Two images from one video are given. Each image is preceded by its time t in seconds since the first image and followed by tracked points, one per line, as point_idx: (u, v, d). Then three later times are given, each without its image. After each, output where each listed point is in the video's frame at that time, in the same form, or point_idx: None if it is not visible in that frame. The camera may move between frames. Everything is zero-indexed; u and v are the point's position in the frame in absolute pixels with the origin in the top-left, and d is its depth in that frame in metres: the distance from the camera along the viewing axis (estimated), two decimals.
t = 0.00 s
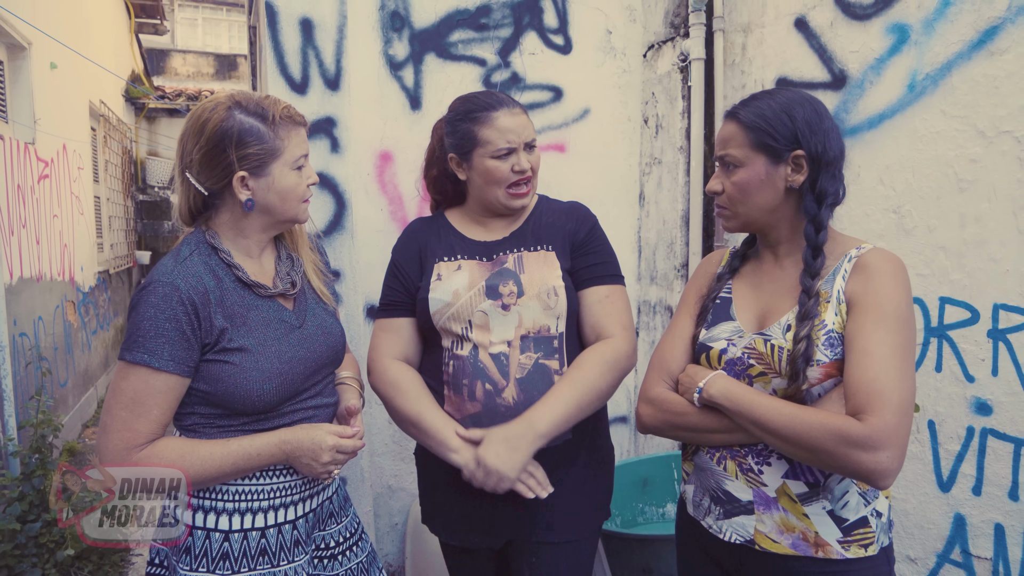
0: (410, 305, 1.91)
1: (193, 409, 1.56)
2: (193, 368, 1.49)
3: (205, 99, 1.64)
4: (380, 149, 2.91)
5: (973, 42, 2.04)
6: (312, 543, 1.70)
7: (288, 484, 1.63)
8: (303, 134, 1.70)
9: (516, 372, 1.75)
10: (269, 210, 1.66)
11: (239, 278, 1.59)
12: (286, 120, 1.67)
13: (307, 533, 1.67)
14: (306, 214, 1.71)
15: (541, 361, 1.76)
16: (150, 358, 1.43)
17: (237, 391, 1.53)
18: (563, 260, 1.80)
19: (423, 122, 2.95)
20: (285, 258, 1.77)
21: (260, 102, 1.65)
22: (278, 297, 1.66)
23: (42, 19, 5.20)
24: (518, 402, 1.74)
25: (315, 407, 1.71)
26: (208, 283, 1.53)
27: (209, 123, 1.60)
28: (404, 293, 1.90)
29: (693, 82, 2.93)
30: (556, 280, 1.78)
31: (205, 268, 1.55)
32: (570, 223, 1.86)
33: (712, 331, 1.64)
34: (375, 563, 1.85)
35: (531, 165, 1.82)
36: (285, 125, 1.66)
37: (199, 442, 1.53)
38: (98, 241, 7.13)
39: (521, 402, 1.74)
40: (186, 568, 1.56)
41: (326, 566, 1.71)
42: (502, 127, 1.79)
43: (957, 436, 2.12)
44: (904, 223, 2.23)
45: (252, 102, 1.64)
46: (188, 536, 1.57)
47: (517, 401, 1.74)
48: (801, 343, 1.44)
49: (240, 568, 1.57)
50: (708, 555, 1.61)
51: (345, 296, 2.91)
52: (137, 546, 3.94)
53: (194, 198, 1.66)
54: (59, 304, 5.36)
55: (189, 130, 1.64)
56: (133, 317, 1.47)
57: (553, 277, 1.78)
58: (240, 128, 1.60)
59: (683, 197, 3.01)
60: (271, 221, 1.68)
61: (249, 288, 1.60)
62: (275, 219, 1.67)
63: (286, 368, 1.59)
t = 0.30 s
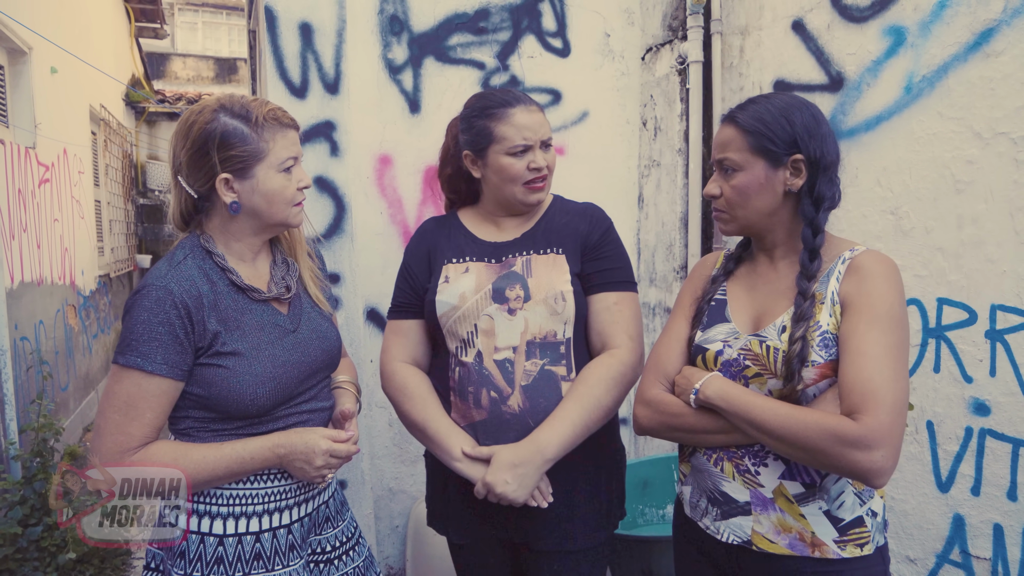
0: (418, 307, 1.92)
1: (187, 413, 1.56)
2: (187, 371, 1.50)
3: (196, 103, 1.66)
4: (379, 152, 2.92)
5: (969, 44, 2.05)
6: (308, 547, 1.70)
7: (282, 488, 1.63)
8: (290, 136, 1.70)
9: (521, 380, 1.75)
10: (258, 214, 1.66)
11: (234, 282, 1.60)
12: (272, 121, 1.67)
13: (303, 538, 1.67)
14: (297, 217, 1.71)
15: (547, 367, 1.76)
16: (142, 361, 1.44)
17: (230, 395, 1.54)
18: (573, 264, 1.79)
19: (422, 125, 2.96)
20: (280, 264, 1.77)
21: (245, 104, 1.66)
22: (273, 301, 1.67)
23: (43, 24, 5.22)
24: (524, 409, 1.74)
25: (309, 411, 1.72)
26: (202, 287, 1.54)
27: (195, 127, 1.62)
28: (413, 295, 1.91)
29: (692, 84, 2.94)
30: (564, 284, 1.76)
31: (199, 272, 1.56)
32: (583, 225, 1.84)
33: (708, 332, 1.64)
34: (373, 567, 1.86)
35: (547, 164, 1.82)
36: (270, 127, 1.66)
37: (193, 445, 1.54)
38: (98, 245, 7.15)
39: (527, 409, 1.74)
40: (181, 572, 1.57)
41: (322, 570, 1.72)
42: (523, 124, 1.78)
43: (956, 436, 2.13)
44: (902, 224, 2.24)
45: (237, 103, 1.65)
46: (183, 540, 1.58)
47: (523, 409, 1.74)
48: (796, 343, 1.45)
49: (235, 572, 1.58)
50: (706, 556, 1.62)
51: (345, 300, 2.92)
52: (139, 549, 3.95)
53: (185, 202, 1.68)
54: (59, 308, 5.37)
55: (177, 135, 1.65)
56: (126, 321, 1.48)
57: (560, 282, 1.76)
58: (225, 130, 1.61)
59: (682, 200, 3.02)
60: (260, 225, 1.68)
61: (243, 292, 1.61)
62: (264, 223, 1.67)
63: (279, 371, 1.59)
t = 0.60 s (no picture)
0: (433, 306, 1.94)
1: (181, 414, 1.57)
2: (181, 372, 1.51)
3: (192, 104, 1.67)
4: (380, 154, 2.93)
5: (968, 47, 2.06)
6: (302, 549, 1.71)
7: (275, 491, 1.64)
8: (285, 136, 1.70)
9: (536, 380, 1.76)
10: (254, 215, 1.66)
11: (230, 283, 1.61)
12: (266, 122, 1.67)
13: (296, 541, 1.67)
14: (293, 218, 1.72)
15: (560, 367, 1.76)
16: (137, 360, 1.45)
17: (225, 395, 1.54)
18: (591, 265, 1.79)
19: (424, 126, 2.97)
20: (277, 266, 1.78)
21: (239, 105, 1.66)
22: (269, 303, 1.67)
23: (45, 26, 5.23)
24: (539, 409, 1.75)
25: (304, 414, 1.73)
26: (198, 288, 1.55)
27: (190, 128, 1.63)
28: (428, 294, 1.92)
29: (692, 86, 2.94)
30: (581, 286, 1.77)
31: (195, 273, 1.57)
32: (604, 227, 1.84)
33: (705, 335, 1.65)
34: (367, 568, 1.87)
35: (561, 163, 1.81)
36: (264, 128, 1.67)
37: (185, 445, 1.54)
38: (100, 246, 7.16)
39: (541, 409, 1.75)
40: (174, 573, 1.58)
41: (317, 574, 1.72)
42: (537, 117, 1.78)
43: (955, 438, 2.13)
44: (901, 226, 2.24)
45: (231, 105, 1.65)
46: (175, 541, 1.59)
47: (538, 409, 1.75)
48: (794, 345, 1.46)
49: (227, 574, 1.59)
50: (703, 557, 1.62)
51: (345, 301, 2.91)
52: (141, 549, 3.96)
53: (182, 204, 1.69)
54: (61, 309, 5.38)
55: (174, 137, 1.66)
56: (122, 320, 1.49)
57: (577, 284, 1.77)
58: (219, 132, 1.62)
59: (682, 201, 3.02)
60: (255, 226, 1.69)
61: (239, 293, 1.62)
62: (260, 224, 1.68)
63: (274, 372, 1.60)
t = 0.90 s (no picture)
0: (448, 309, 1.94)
1: (190, 410, 1.58)
2: (191, 369, 1.52)
3: (202, 108, 1.68)
4: (385, 154, 2.94)
5: (972, 48, 2.06)
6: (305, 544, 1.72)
7: (280, 487, 1.65)
8: (295, 139, 1.72)
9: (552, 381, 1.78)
10: (266, 217, 1.68)
11: (240, 282, 1.62)
12: (277, 125, 1.69)
13: (299, 535, 1.69)
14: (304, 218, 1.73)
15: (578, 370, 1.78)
16: (149, 357, 1.46)
17: (234, 393, 1.55)
18: (613, 272, 1.81)
19: (427, 127, 2.98)
20: (284, 265, 1.79)
21: (250, 109, 1.67)
22: (277, 302, 1.68)
23: (51, 27, 5.26)
24: (553, 411, 1.78)
25: (309, 411, 1.74)
26: (209, 286, 1.56)
27: (202, 132, 1.64)
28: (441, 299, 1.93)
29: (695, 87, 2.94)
30: (602, 291, 1.79)
31: (205, 271, 1.57)
32: (628, 236, 1.86)
33: (707, 336, 1.65)
34: (365, 565, 1.87)
35: (579, 172, 1.80)
36: (275, 131, 1.68)
37: (194, 441, 1.55)
38: (104, 246, 7.19)
39: (557, 411, 1.77)
40: (179, 568, 1.58)
41: (316, 568, 1.73)
42: (552, 128, 1.77)
43: (959, 438, 2.13)
44: (904, 227, 2.25)
45: (241, 109, 1.66)
46: (181, 536, 1.59)
47: (553, 411, 1.78)
48: (796, 346, 1.46)
49: (232, 569, 1.59)
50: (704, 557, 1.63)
51: (350, 301, 2.94)
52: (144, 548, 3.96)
53: (192, 206, 1.70)
54: (66, 309, 5.39)
55: (184, 139, 1.67)
56: (134, 317, 1.49)
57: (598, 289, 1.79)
58: (231, 136, 1.63)
59: (685, 202, 3.03)
60: (268, 226, 1.70)
61: (248, 291, 1.63)
62: (272, 225, 1.69)
63: (282, 371, 1.62)
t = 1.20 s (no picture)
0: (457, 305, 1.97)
1: (199, 403, 1.58)
2: (203, 363, 1.52)
3: (216, 113, 1.69)
4: (388, 156, 2.95)
5: (973, 50, 2.06)
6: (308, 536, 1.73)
7: (285, 478, 1.66)
8: (306, 144, 1.73)
9: (563, 379, 1.79)
10: (277, 219, 1.68)
11: (252, 280, 1.63)
12: (289, 131, 1.69)
13: (302, 526, 1.70)
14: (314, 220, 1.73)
15: (587, 368, 1.80)
16: (164, 350, 1.47)
17: (244, 388, 1.56)
18: (621, 267, 1.84)
19: (429, 130, 2.99)
20: (294, 265, 1.79)
21: (263, 114, 1.68)
22: (286, 300, 1.69)
23: (53, 29, 5.27)
24: (564, 408, 1.78)
25: (314, 407, 1.74)
26: (222, 283, 1.57)
27: (215, 137, 1.65)
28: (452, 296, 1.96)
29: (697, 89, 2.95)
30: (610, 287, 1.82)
31: (219, 268, 1.58)
32: (631, 233, 1.88)
33: (710, 337, 1.65)
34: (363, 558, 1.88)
35: (587, 175, 1.81)
36: (287, 136, 1.69)
37: (203, 433, 1.55)
38: (107, 248, 7.21)
39: (567, 408, 1.78)
40: (186, 558, 1.58)
41: (321, 558, 1.74)
42: (560, 132, 1.78)
43: (960, 440, 2.13)
44: (906, 229, 2.25)
45: (255, 113, 1.67)
46: (188, 526, 1.59)
47: (564, 408, 1.78)
48: (803, 352, 1.46)
49: (238, 559, 1.59)
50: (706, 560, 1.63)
51: (351, 302, 2.91)
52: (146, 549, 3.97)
53: (206, 207, 1.72)
54: (68, 310, 5.40)
55: (199, 143, 1.69)
56: (149, 310, 1.50)
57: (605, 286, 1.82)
58: (244, 140, 1.63)
59: (687, 203, 3.03)
60: (278, 229, 1.71)
61: (260, 289, 1.64)
62: (283, 227, 1.70)
63: (291, 368, 1.62)
